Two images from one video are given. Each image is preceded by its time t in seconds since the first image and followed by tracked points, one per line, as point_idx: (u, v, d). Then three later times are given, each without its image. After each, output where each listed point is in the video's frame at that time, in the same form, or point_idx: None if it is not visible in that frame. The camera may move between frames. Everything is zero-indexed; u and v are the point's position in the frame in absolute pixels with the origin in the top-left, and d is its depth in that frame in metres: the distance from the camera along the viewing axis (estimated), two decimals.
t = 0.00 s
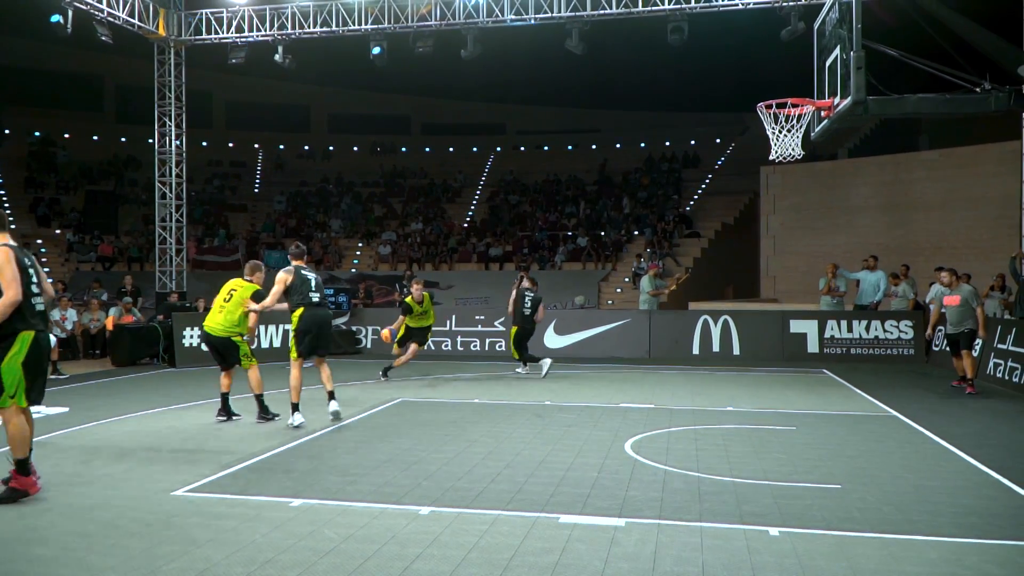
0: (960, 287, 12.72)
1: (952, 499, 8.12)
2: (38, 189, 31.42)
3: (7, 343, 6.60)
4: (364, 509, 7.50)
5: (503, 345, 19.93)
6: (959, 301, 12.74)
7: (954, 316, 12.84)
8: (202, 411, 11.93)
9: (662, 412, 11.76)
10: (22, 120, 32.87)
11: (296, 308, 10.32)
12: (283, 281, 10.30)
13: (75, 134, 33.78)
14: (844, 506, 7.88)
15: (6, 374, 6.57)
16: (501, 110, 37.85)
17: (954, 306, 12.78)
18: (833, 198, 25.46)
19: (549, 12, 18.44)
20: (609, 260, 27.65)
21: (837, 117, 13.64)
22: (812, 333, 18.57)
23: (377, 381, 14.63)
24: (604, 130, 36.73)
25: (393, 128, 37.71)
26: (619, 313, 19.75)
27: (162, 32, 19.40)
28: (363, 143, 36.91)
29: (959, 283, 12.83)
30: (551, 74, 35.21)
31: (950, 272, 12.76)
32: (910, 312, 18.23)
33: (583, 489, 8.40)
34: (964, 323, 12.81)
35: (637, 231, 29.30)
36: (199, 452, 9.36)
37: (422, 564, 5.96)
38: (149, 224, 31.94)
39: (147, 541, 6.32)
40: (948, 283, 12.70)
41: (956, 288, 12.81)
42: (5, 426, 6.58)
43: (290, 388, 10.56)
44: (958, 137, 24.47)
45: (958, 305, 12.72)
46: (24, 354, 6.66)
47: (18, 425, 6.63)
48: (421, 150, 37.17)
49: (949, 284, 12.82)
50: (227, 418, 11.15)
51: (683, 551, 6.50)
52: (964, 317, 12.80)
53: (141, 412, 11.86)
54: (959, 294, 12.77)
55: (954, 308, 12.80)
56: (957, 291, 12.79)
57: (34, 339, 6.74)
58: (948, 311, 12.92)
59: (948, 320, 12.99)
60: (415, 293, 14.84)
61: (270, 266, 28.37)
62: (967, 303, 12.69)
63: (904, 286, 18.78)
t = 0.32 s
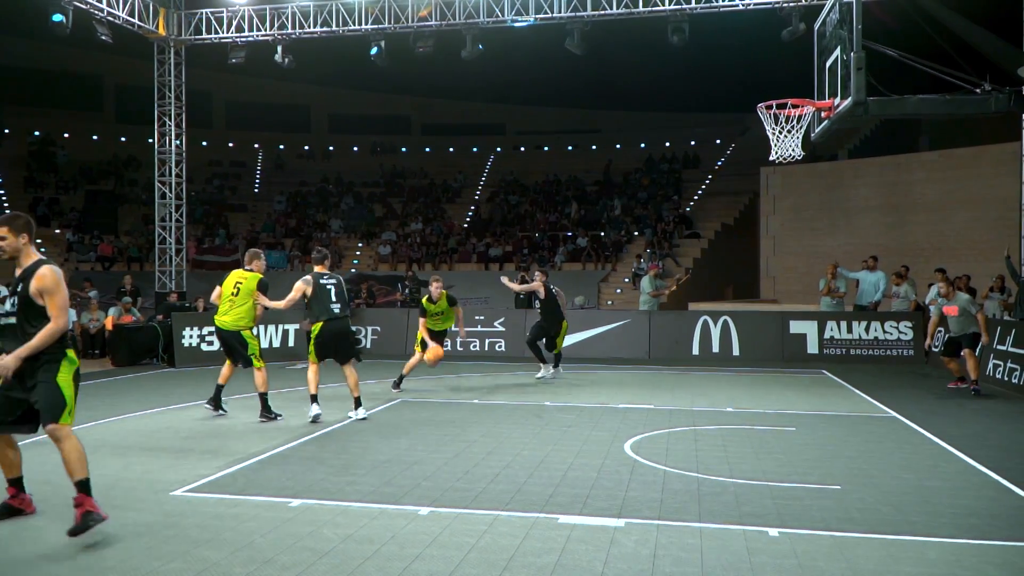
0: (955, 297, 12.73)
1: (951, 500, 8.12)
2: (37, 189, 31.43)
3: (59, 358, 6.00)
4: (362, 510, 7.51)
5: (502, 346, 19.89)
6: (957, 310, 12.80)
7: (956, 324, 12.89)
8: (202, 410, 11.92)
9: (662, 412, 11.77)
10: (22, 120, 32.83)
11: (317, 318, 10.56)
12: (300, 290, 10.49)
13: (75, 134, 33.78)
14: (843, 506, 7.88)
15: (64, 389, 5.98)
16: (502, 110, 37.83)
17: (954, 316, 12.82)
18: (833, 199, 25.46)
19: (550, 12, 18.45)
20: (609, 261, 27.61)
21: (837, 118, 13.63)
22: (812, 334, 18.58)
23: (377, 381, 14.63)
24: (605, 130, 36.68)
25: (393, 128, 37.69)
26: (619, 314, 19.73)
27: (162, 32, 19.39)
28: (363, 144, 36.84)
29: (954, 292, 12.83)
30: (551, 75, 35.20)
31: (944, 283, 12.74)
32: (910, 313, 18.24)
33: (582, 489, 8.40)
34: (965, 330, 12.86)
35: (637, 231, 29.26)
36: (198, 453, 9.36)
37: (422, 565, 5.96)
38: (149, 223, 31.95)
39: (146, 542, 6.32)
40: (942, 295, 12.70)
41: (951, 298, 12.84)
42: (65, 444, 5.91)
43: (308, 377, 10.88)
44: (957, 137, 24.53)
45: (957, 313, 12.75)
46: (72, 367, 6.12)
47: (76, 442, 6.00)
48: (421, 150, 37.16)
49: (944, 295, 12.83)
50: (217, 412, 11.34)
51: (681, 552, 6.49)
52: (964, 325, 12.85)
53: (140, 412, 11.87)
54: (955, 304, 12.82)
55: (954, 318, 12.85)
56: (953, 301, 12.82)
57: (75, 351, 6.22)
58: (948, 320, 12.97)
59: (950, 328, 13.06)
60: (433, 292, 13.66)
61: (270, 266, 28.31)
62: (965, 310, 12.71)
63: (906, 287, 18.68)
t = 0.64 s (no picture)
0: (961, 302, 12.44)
1: (935, 497, 8.21)
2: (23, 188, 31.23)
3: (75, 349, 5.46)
4: (352, 511, 7.50)
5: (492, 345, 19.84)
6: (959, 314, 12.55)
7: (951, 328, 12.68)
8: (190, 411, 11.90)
9: (650, 410, 11.83)
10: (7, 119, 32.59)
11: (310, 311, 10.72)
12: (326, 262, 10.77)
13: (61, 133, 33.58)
14: (830, 504, 7.94)
15: (80, 384, 5.45)
16: (491, 109, 37.78)
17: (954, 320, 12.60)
18: (819, 198, 25.62)
19: (540, 11, 18.47)
20: (598, 260, 27.68)
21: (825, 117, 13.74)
22: (800, 332, 18.67)
23: (367, 381, 14.63)
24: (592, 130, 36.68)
25: (382, 129, 37.57)
26: (609, 313, 19.80)
27: (149, 30, 19.29)
28: (353, 144, 36.70)
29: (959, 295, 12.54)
30: (542, 73, 35.20)
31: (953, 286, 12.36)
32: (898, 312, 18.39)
33: (572, 488, 8.44)
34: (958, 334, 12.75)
35: (627, 231, 29.31)
36: (187, 455, 9.33)
37: (411, 565, 5.97)
38: (137, 223, 31.81)
39: (134, 544, 6.31)
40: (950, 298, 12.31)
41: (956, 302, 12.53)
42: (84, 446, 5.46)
43: (306, 384, 10.93)
44: (942, 137, 24.72)
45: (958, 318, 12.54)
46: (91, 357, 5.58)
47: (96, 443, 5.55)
48: (411, 149, 37.13)
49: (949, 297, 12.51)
50: (196, 417, 11.26)
51: (671, 550, 6.53)
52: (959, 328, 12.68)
53: (128, 413, 11.85)
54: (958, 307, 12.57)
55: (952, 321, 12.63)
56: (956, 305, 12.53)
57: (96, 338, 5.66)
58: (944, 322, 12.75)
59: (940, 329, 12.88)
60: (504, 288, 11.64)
61: (259, 267, 28.17)
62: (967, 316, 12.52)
63: (894, 286, 18.78)
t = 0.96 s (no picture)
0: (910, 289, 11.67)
1: (870, 490, 8.48)
2: None
3: (25, 383, 4.98)
4: (299, 515, 7.48)
5: (441, 344, 19.81)
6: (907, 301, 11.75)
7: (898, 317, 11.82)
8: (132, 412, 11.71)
9: (598, 408, 11.97)
10: None
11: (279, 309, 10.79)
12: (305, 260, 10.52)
13: None
14: (769, 498, 8.19)
15: (26, 423, 4.94)
16: (441, 106, 37.58)
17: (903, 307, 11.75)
18: (763, 198, 26.15)
19: (491, 10, 18.50)
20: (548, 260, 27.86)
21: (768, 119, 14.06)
22: (744, 330, 19.04)
23: (315, 380, 14.51)
24: (542, 128, 36.80)
25: (330, 125, 37.11)
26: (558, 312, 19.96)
27: (88, 22, 18.79)
28: (301, 140, 36.21)
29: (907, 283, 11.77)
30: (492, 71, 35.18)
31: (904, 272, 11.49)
32: (839, 310, 18.89)
33: (519, 488, 8.52)
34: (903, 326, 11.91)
35: (576, 230, 29.51)
36: (127, 459, 9.18)
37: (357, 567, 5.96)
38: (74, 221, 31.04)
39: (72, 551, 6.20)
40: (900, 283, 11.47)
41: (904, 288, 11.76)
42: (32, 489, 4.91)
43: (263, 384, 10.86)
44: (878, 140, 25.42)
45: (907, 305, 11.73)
46: (50, 394, 5.04)
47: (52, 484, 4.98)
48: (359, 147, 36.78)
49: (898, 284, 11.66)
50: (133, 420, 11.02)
51: (615, 546, 6.63)
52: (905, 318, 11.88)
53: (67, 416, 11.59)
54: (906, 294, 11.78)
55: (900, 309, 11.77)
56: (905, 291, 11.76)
57: (60, 375, 5.12)
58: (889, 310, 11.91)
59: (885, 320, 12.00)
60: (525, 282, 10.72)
61: (203, 266, 27.61)
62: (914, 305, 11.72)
63: (835, 284, 19.34)
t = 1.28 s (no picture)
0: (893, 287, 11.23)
1: (849, 490, 8.44)
2: None
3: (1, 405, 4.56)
4: (272, 520, 7.32)
5: (418, 345, 19.67)
6: (890, 301, 11.24)
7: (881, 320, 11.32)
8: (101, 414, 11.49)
9: (577, 408, 11.87)
10: None
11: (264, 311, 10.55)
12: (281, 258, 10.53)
13: None
14: (748, 499, 8.14)
15: (3, 445, 4.51)
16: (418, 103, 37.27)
17: (886, 307, 11.25)
18: (743, 196, 26.19)
19: (467, 5, 18.35)
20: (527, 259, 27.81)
21: (746, 119, 14.06)
22: (723, 330, 19.02)
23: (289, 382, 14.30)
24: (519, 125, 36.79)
25: (305, 123, 36.74)
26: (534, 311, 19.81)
27: (54, 14, 18.42)
28: (275, 137, 36.08)
29: (891, 283, 11.35)
30: (471, 69, 35.00)
31: (883, 269, 11.24)
32: (818, 309, 18.93)
33: (497, 491, 8.42)
34: (887, 328, 11.36)
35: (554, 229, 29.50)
36: (94, 464, 8.96)
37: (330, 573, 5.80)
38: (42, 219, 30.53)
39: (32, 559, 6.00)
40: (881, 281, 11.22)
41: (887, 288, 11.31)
42: (15, 515, 4.47)
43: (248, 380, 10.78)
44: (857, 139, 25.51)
45: (889, 305, 11.22)
46: (28, 414, 4.63)
47: (38, 511, 4.54)
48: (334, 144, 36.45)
49: (880, 282, 11.29)
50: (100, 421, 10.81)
51: (594, 549, 6.52)
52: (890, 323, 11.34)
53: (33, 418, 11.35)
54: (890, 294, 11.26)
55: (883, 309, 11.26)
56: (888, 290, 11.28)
57: (39, 393, 4.71)
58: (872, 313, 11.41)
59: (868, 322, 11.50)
60: (519, 252, 10.81)
61: (173, 265, 27.21)
62: (897, 305, 11.22)
63: (814, 283, 19.33)
